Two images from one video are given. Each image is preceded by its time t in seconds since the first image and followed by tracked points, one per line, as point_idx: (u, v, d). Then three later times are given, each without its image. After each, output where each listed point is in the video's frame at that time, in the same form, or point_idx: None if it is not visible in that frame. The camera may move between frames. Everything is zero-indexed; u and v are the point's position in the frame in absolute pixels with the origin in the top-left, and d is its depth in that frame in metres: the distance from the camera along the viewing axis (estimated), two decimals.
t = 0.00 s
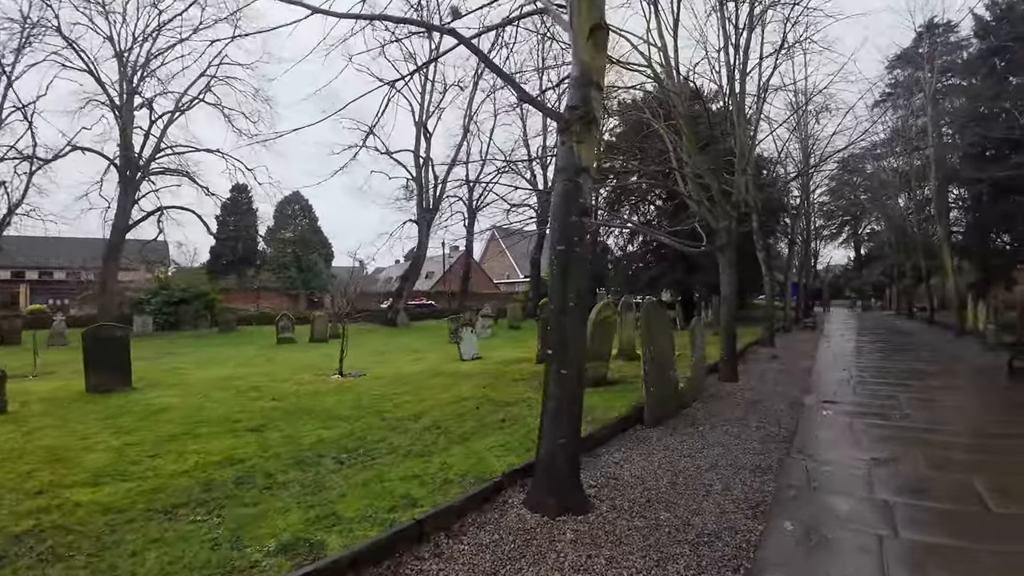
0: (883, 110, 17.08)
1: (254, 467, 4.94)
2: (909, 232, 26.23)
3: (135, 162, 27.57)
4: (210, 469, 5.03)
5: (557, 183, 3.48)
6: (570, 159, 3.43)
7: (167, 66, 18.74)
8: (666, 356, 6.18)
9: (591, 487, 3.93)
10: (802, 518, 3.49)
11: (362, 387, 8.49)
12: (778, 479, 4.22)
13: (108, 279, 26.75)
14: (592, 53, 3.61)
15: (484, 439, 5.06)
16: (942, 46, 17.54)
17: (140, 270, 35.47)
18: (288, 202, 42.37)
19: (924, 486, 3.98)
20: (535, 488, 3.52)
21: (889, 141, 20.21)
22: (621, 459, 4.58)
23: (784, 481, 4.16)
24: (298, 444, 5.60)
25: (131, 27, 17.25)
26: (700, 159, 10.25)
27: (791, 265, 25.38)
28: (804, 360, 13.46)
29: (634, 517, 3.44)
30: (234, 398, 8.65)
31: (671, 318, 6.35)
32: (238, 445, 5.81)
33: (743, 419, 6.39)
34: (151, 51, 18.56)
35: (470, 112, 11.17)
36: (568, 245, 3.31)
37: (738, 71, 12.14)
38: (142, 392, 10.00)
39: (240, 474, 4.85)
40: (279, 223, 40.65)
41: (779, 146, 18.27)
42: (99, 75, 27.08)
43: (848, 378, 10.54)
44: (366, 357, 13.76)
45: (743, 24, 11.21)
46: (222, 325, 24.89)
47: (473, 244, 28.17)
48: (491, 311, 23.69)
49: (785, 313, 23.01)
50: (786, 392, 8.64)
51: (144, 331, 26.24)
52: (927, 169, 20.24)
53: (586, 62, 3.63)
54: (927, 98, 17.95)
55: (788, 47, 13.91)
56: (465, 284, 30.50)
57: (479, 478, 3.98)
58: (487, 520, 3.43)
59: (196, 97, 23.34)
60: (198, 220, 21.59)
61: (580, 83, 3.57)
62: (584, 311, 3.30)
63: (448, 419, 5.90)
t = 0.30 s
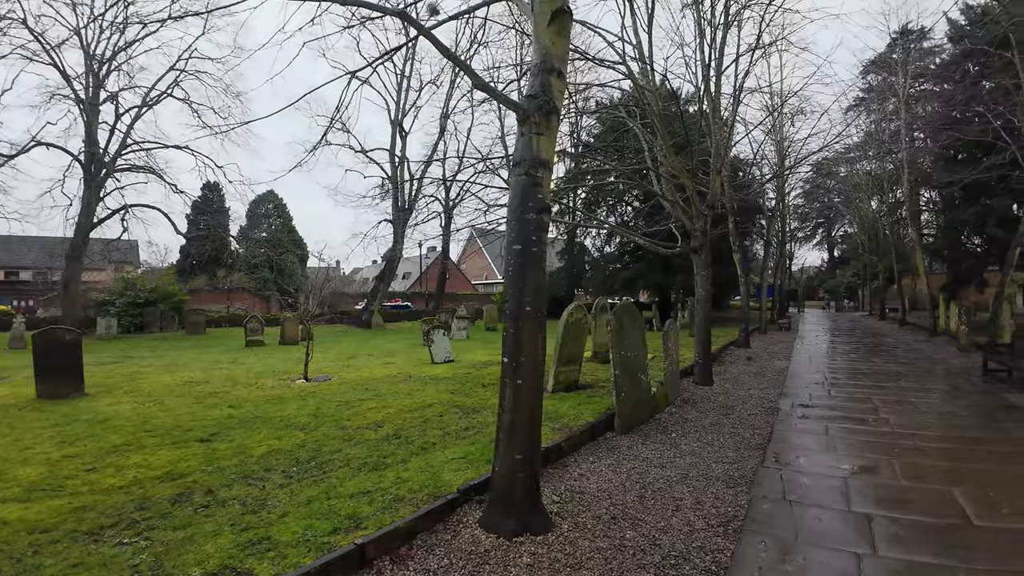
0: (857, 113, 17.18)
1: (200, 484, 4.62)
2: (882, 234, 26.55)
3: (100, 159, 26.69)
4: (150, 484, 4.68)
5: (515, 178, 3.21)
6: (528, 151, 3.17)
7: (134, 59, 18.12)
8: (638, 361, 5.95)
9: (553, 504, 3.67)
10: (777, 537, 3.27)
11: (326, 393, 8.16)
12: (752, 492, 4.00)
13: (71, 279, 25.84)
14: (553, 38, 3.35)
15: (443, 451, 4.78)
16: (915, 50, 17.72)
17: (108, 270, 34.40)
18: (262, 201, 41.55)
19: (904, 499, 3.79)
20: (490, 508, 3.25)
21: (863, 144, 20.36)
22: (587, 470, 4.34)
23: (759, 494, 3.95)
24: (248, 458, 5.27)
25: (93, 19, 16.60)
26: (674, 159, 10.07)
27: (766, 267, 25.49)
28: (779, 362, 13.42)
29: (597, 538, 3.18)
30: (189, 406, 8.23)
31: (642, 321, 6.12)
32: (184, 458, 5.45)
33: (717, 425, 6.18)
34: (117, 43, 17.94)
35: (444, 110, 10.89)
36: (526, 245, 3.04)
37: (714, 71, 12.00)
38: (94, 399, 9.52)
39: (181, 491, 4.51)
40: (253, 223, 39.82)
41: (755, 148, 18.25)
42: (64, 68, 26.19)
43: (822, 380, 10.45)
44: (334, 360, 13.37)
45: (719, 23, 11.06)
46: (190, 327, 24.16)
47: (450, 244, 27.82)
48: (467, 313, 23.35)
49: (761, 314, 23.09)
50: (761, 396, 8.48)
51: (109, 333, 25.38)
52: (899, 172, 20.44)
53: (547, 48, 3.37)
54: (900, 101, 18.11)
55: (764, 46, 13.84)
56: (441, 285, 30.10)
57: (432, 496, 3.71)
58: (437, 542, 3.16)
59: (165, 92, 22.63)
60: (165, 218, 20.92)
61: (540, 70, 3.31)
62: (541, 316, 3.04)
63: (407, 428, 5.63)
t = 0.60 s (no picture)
0: (830, 114, 17.25)
1: (130, 494, 4.27)
2: (853, 234, 26.85)
3: (61, 153, 25.76)
4: (78, 493, 4.32)
5: (460, 163, 2.94)
6: (476, 134, 2.90)
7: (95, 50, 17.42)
8: (604, 360, 5.72)
9: (504, 514, 3.42)
10: (744, 549, 3.05)
11: (282, 395, 7.81)
12: (719, 499, 3.79)
13: (30, 278, 24.90)
14: (505, 11, 3.07)
15: (394, 458, 4.49)
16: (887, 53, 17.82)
17: (70, 268, 33.32)
18: (233, 198, 40.64)
19: (879, 505, 3.61)
20: (433, 522, 2.98)
21: (836, 145, 20.50)
22: (546, 476, 4.10)
23: (726, 501, 3.74)
24: (188, 465, 4.92)
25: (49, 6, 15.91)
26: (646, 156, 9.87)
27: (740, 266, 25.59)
28: (751, 360, 13.37)
29: (549, 552, 2.94)
30: (139, 409, 7.81)
31: (609, 320, 5.88)
32: (120, 465, 5.08)
33: (685, 426, 5.99)
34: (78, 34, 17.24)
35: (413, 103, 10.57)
36: (470, 236, 2.78)
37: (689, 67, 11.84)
38: (38, 401, 9.03)
39: (110, 501, 4.16)
40: (223, 221, 38.91)
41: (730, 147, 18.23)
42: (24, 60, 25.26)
43: (793, 379, 10.37)
44: (299, 360, 12.98)
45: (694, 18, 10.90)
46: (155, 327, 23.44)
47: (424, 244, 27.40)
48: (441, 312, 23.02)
49: (735, 313, 23.17)
50: (733, 395, 8.32)
51: (69, 333, 24.52)
52: (870, 173, 20.63)
53: (498, 22, 3.08)
54: (872, 103, 18.20)
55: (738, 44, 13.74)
56: (416, 284, 29.71)
57: (374, 508, 3.43)
58: (374, 559, 2.89)
59: (129, 84, 21.89)
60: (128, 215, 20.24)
61: (489, 46, 3.03)
62: (487, 312, 2.79)
63: (359, 432, 5.33)
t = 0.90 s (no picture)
0: (803, 116, 17.31)
1: (53, 513, 3.91)
2: (824, 236, 27.17)
3: (17, 148, 24.71)
4: None
5: (397, 153, 2.67)
6: (413, 121, 2.64)
7: (51, 43, 16.68)
8: (569, 364, 5.49)
9: (451, 534, 3.15)
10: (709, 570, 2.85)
11: (236, 402, 7.43)
12: (683, 513, 3.58)
13: None
14: None
15: (341, 471, 4.20)
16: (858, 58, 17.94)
17: (28, 268, 32.08)
18: (200, 196, 39.50)
19: (851, 518, 3.44)
20: (369, 547, 2.71)
21: (807, 147, 20.64)
22: (501, 490, 3.86)
23: (692, 516, 3.54)
24: (119, 480, 4.56)
25: None
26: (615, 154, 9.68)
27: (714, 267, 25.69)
28: (723, 361, 13.32)
29: None
30: (81, 417, 7.35)
31: (573, 322, 5.65)
32: (48, 480, 4.69)
33: (652, 432, 5.79)
34: (32, 26, 16.46)
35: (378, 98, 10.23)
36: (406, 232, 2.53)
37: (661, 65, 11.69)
38: None
39: (30, 520, 3.79)
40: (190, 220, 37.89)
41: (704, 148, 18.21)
42: None
43: (765, 380, 10.31)
44: (262, 364, 12.54)
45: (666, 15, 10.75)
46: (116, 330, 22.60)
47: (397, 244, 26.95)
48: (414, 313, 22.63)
49: (708, 313, 23.24)
50: (703, 398, 8.18)
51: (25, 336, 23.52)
52: (840, 175, 20.83)
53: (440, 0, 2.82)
54: (843, 106, 18.32)
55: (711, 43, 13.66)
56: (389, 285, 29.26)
57: (309, 530, 3.15)
58: None
59: (88, 78, 21.07)
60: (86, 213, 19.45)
61: (430, 26, 2.77)
62: (425, 316, 2.53)
63: (309, 442, 5.02)
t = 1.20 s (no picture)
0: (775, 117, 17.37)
1: None
2: (795, 236, 27.46)
3: None
4: None
5: (326, 132, 2.38)
6: (343, 96, 2.35)
7: (2, 29, 15.85)
8: (532, 366, 5.23)
9: (394, 554, 2.87)
10: None
11: (186, 406, 7.03)
12: (649, 525, 3.35)
13: None
14: None
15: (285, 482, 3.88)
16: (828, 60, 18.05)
17: None
18: (164, 192, 38.26)
19: (826, 529, 3.24)
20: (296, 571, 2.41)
21: (779, 148, 20.76)
22: (455, 502, 3.59)
23: (658, 528, 3.31)
24: (43, 493, 4.16)
25: None
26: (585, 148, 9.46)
27: (687, 266, 25.75)
28: (696, 360, 13.24)
29: None
30: (18, 423, 6.85)
31: (536, 323, 5.40)
32: None
33: (620, 436, 5.57)
34: None
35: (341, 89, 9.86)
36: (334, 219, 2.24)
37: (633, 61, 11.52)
38: None
39: None
40: (155, 217, 36.75)
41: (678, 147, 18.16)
42: None
43: (737, 380, 10.20)
44: (222, 365, 12.07)
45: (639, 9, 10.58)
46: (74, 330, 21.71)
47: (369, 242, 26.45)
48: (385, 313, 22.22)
49: (681, 312, 23.27)
50: (674, 399, 8.00)
51: None
52: (811, 176, 21.00)
53: None
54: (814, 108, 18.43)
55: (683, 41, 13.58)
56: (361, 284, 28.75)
57: (236, 552, 2.83)
58: None
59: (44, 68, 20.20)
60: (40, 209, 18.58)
61: None
62: (355, 312, 2.26)
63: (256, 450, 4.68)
